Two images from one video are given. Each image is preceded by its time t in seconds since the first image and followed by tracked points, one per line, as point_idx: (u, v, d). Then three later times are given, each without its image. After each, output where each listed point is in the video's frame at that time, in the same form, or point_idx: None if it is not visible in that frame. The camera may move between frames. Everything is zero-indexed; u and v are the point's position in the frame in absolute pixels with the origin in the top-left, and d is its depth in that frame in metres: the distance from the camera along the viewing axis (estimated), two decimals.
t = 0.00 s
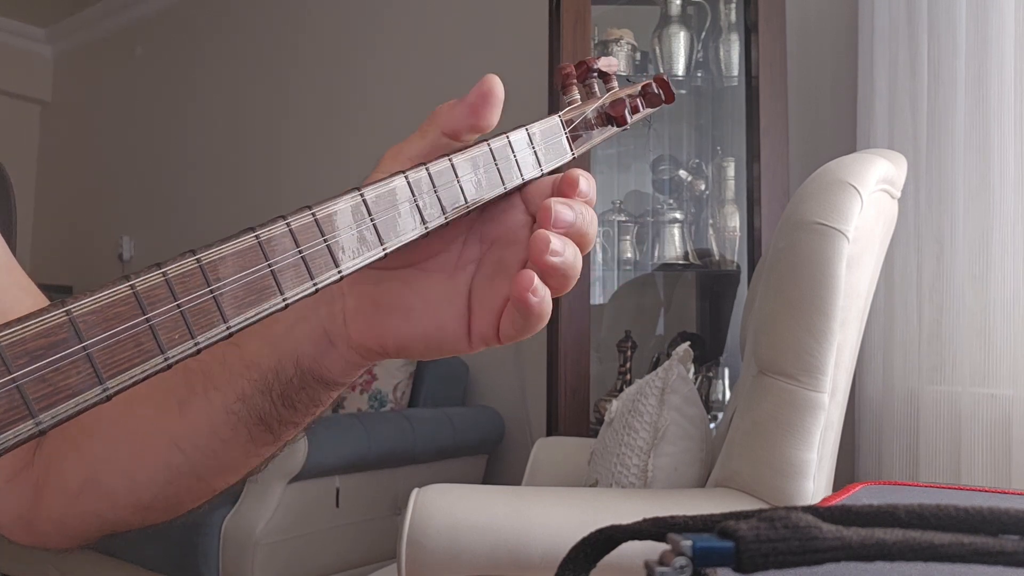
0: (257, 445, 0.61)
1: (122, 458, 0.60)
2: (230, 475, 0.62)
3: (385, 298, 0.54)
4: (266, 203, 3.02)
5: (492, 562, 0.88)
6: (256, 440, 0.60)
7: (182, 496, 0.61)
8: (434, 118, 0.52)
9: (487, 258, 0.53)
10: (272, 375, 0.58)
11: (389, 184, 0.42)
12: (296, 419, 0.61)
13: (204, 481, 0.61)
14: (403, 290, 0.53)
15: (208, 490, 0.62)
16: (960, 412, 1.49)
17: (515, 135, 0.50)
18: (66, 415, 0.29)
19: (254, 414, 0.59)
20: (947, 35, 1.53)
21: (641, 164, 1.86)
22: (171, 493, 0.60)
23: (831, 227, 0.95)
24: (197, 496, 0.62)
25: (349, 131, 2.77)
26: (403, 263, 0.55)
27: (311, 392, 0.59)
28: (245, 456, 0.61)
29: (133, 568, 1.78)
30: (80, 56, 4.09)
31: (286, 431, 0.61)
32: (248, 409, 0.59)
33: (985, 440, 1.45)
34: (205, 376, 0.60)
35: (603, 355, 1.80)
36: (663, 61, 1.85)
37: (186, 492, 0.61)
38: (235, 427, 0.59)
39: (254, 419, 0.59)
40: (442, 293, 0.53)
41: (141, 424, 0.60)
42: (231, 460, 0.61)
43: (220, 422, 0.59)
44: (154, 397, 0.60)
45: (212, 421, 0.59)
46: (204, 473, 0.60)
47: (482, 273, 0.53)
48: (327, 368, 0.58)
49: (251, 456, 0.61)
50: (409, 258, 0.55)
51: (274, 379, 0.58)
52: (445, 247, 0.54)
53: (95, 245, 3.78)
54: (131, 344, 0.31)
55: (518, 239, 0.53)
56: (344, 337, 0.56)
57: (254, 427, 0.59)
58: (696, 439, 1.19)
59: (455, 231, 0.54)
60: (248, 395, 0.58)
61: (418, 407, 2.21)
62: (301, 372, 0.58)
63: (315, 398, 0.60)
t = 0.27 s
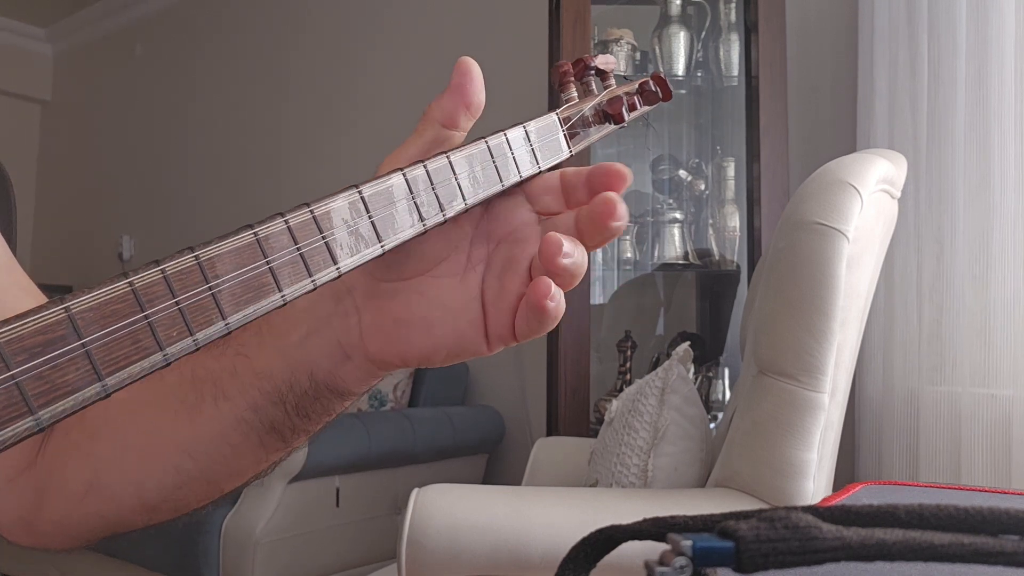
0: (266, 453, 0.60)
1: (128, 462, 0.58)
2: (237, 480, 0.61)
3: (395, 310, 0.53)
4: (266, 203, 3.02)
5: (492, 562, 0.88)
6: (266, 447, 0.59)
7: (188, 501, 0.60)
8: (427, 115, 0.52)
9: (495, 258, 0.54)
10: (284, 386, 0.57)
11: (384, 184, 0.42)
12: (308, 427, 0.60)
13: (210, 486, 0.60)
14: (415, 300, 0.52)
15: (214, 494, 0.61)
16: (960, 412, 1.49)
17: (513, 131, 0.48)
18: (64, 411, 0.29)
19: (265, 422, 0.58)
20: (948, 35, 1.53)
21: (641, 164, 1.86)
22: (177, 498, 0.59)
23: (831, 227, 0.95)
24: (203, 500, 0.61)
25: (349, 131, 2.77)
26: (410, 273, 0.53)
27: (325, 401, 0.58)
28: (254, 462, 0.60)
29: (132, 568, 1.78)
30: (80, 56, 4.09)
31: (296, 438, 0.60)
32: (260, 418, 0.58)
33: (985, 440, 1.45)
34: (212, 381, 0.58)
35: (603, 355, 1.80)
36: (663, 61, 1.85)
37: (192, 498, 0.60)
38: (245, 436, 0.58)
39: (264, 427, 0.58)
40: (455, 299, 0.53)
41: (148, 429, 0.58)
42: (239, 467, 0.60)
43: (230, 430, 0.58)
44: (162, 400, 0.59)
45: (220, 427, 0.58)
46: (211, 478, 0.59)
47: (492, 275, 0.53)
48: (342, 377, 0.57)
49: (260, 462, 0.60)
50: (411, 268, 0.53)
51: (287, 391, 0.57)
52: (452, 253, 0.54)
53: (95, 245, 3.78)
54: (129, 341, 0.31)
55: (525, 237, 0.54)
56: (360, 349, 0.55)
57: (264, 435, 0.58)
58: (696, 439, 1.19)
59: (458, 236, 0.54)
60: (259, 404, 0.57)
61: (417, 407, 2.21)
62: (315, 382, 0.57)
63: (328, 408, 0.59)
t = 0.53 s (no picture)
0: (256, 460, 0.61)
1: (124, 466, 0.61)
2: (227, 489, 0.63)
3: (393, 317, 0.54)
4: (265, 203, 3.02)
5: (492, 562, 0.88)
6: (256, 454, 0.60)
7: (179, 506, 0.61)
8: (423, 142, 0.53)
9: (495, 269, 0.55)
10: (276, 391, 0.59)
11: (393, 204, 0.44)
12: (298, 435, 0.61)
13: (200, 494, 0.61)
14: (413, 306, 0.54)
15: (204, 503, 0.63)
16: (960, 412, 1.49)
17: (515, 152, 0.52)
18: (79, 428, 0.31)
19: (257, 428, 0.60)
20: (947, 35, 1.53)
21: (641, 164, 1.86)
22: (168, 503, 0.61)
23: (831, 227, 0.95)
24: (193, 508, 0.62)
25: (349, 131, 2.77)
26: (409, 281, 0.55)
27: (315, 409, 0.59)
28: (245, 469, 0.61)
29: (132, 568, 1.78)
30: (80, 57, 4.09)
31: (286, 446, 0.61)
32: (253, 423, 0.59)
33: (985, 440, 1.45)
34: (207, 388, 0.61)
35: (602, 355, 1.80)
36: (663, 61, 1.85)
37: (183, 505, 0.61)
38: (237, 442, 0.60)
39: (255, 433, 0.60)
40: (456, 309, 0.54)
41: (145, 433, 0.61)
42: (230, 473, 0.61)
43: (223, 435, 0.60)
44: (161, 406, 0.61)
45: (213, 432, 0.60)
46: (201, 485, 0.61)
47: (492, 285, 0.54)
48: (332, 384, 0.57)
49: (250, 470, 0.62)
50: (409, 278, 0.55)
51: (278, 395, 0.59)
52: (449, 264, 0.55)
53: (95, 245, 3.78)
54: (140, 359, 0.33)
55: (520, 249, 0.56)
56: (352, 355, 0.55)
57: (255, 441, 0.60)
58: (696, 439, 1.19)
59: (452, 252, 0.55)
60: (250, 409, 0.59)
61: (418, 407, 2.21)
62: (306, 387, 0.58)
63: (318, 416, 0.60)
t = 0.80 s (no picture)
0: (248, 429, 0.59)
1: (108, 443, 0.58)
2: (219, 461, 0.61)
3: (372, 288, 0.50)
4: (265, 203, 3.02)
5: (492, 563, 0.88)
6: (247, 422, 0.58)
7: (171, 481, 0.59)
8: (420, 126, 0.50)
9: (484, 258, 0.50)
10: (260, 360, 0.55)
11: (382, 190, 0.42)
12: (289, 400, 0.59)
13: (191, 466, 0.59)
14: (391, 278, 0.49)
15: (196, 476, 0.60)
16: (960, 412, 1.49)
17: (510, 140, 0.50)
18: (68, 414, 0.30)
19: (244, 396, 0.57)
20: (948, 35, 1.53)
21: (640, 164, 1.87)
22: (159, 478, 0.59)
23: (831, 227, 0.95)
24: (186, 481, 0.60)
25: (349, 131, 2.77)
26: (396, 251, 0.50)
27: (302, 371, 0.56)
28: (236, 440, 0.59)
29: (132, 568, 1.78)
30: (80, 56, 4.09)
31: (278, 411, 0.59)
32: (238, 391, 0.56)
33: (985, 441, 1.45)
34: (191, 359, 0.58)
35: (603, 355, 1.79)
36: (663, 61, 1.85)
37: (174, 478, 0.59)
38: (224, 411, 0.57)
39: (243, 401, 0.57)
40: (436, 284, 0.50)
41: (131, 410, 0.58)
42: (222, 444, 0.59)
43: (210, 405, 0.57)
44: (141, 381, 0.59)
45: (201, 405, 0.57)
46: (192, 457, 0.59)
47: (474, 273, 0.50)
48: (317, 349, 0.55)
49: (242, 440, 0.59)
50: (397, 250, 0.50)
51: (263, 362, 0.55)
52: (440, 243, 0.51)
53: (95, 245, 3.78)
54: (129, 345, 0.32)
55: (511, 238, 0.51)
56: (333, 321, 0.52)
57: (245, 407, 0.57)
58: (696, 439, 1.19)
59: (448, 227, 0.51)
60: (236, 377, 0.56)
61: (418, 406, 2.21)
62: (292, 354, 0.55)
63: (306, 378, 0.57)
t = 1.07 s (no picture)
0: (243, 442, 0.56)
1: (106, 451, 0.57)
2: (216, 476, 0.59)
3: (376, 286, 0.44)
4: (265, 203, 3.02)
5: (492, 563, 0.88)
6: (242, 435, 0.55)
7: (165, 495, 0.57)
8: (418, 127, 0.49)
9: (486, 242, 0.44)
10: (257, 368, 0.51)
11: (378, 187, 0.42)
12: (285, 416, 0.55)
13: (187, 480, 0.57)
14: (392, 278, 0.44)
15: (192, 492, 0.58)
16: (960, 412, 1.49)
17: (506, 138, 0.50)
18: (61, 414, 0.30)
19: (239, 407, 0.54)
20: (947, 35, 1.53)
21: (641, 165, 1.87)
22: (153, 491, 0.57)
23: (832, 227, 0.95)
24: (182, 497, 0.58)
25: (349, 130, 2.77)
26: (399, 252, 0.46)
27: (297, 384, 0.51)
28: (231, 454, 0.57)
29: (132, 568, 1.78)
30: (80, 57, 4.09)
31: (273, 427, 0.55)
32: (234, 401, 0.53)
33: (985, 441, 1.45)
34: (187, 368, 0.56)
35: (602, 355, 1.79)
36: (663, 62, 1.85)
37: (169, 492, 0.57)
38: (221, 423, 0.55)
39: (238, 413, 0.54)
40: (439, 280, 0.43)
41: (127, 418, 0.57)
42: (217, 458, 0.57)
43: (206, 415, 0.55)
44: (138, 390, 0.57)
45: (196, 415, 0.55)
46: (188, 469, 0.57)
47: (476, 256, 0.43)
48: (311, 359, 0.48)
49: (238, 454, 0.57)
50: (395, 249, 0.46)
51: (260, 371, 0.51)
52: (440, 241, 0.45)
53: (95, 245, 3.78)
54: (125, 344, 0.33)
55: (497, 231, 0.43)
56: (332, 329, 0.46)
57: (238, 421, 0.54)
58: (696, 440, 1.19)
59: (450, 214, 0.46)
60: (232, 388, 0.53)
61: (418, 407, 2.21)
62: (287, 362, 0.49)
63: (303, 392, 0.52)
